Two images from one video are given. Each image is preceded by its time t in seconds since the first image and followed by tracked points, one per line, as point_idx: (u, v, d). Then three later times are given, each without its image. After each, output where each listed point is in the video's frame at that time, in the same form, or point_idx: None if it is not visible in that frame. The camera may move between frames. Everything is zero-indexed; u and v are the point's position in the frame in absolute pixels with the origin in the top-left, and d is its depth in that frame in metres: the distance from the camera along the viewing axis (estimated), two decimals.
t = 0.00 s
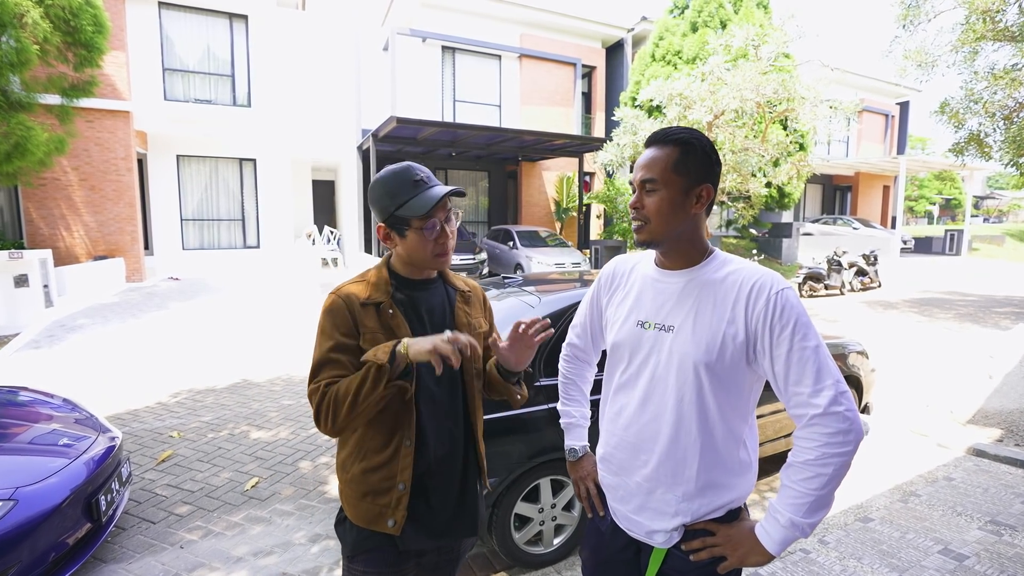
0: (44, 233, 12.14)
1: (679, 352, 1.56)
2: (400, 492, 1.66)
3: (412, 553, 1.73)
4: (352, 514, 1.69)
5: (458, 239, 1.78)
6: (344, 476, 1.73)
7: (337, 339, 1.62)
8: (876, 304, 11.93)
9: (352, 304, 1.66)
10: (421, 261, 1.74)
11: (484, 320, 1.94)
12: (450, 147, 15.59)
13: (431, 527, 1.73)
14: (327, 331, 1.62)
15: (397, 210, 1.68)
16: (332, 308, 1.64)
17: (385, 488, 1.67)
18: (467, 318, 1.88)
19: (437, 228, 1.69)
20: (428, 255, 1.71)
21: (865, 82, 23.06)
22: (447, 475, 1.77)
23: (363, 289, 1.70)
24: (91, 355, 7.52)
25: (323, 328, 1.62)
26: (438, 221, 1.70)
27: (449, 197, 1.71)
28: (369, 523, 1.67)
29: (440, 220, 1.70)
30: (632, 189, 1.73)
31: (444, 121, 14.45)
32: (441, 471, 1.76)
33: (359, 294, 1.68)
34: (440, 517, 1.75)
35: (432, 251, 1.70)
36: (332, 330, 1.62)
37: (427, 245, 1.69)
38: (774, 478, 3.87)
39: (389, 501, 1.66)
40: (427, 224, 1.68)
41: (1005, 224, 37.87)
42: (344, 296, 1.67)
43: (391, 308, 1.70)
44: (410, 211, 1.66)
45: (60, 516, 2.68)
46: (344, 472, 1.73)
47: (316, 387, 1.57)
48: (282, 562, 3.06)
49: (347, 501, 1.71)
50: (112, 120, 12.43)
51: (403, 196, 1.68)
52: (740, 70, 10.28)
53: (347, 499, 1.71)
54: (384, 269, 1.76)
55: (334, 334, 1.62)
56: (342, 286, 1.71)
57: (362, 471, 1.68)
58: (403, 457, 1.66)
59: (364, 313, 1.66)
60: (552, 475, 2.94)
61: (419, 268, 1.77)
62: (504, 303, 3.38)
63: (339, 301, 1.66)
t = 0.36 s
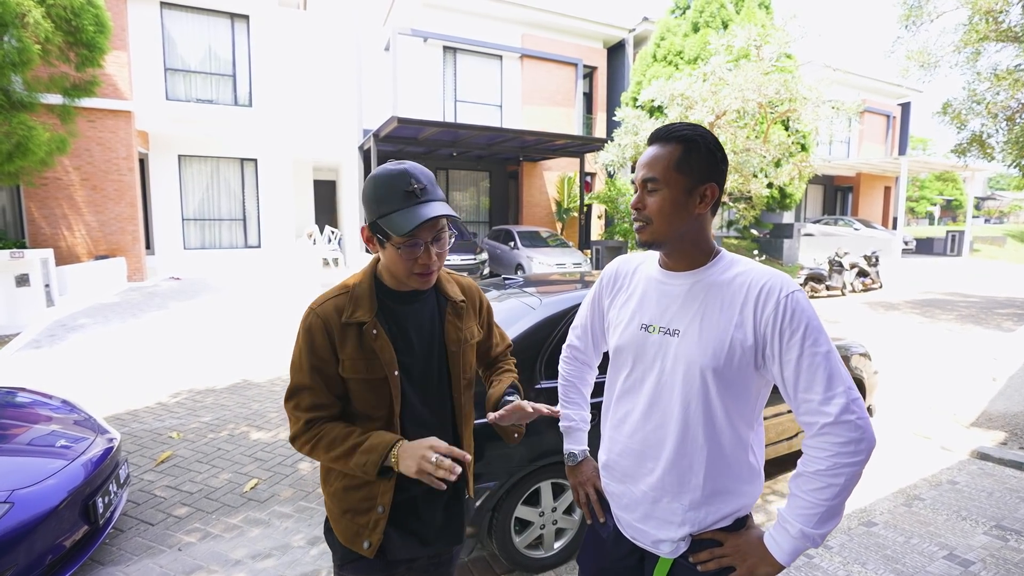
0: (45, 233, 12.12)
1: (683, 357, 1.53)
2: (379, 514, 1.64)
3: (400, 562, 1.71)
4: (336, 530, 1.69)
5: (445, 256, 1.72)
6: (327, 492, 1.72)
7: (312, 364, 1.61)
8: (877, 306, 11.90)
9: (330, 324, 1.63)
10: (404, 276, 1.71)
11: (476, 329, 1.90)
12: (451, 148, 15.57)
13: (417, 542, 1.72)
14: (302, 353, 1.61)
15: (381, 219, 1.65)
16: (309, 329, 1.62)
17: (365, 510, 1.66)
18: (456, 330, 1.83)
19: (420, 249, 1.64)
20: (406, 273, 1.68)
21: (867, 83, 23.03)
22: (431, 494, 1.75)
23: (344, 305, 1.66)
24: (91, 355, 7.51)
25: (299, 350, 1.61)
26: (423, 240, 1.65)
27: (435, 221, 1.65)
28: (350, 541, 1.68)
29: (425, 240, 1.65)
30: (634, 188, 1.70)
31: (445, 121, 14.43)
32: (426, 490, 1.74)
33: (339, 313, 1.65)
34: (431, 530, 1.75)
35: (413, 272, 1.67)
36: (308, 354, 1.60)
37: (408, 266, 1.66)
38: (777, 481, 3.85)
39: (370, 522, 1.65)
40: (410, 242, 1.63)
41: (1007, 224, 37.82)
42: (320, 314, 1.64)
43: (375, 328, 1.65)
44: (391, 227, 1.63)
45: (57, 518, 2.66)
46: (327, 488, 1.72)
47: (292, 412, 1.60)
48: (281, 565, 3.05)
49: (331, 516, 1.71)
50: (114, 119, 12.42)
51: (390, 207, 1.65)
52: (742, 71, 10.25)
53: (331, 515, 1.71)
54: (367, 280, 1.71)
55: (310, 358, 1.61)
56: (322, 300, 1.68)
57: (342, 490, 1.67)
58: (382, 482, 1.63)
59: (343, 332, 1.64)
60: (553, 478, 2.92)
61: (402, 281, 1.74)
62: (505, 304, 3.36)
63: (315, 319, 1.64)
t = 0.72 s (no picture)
0: (45, 234, 12.11)
1: (691, 365, 1.51)
2: (381, 527, 1.61)
3: (406, 570, 1.70)
4: (337, 544, 1.66)
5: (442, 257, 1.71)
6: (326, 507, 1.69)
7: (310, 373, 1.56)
8: (880, 306, 11.86)
9: (328, 332, 1.60)
10: (402, 279, 1.69)
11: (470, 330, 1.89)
12: (452, 148, 15.54)
13: (421, 548, 1.72)
14: (298, 363, 1.55)
15: (378, 219, 1.62)
16: (304, 338, 1.57)
17: (368, 523, 1.63)
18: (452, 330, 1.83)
19: (420, 249, 1.63)
20: (406, 275, 1.66)
21: (869, 82, 22.99)
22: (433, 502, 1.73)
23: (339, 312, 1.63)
24: (91, 356, 7.49)
25: (294, 361, 1.56)
26: (423, 240, 1.63)
27: (436, 219, 1.63)
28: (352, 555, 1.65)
29: (425, 241, 1.63)
30: (638, 193, 1.67)
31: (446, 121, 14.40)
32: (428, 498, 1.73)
33: (335, 321, 1.61)
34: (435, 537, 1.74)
35: (412, 273, 1.66)
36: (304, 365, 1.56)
37: (407, 266, 1.64)
38: (780, 483, 3.82)
39: (372, 535, 1.62)
40: (410, 242, 1.61)
41: (1010, 224, 37.73)
42: (316, 322, 1.60)
43: (374, 335, 1.65)
44: (391, 228, 1.60)
45: (54, 522, 2.63)
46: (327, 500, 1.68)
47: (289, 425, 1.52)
48: (280, 569, 3.02)
49: (331, 531, 1.68)
50: (114, 120, 12.41)
51: (390, 207, 1.62)
52: (743, 71, 10.22)
53: (331, 530, 1.67)
54: (359, 284, 1.68)
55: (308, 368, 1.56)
56: (316, 307, 1.63)
57: (344, 504, 1.64)
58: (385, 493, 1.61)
59: (341, 341, 1.61)
60: (554, 482, 2.90)
61: (397, 285, 1.72)
62: (506, 306, 3.34)
63: (311, 327, 1.59)
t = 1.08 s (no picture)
0: (45, 234, 12.10)
1: (687, 369, 1.50)
2: (421, 513, 1.66)
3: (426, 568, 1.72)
4: (365, 551, 1.62)
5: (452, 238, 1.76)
6: (347, 517, 1.63)
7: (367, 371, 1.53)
8: (879, 306, 11.86)
9: (371, 327, 1.56)
10: (416, 264, 1.69)
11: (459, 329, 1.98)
12: (451, 148, 15.53)
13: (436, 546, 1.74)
14: (352, 361, 1.50)
15: (395, 204, 1.64)
16: (354, 333, 1.52)
17: (404, 520, 1.64)
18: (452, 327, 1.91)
19: (435, 225, 1.67)
20: (426, 256, 1.67)
21: (869, 83, 23.00)
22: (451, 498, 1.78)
23: (375, 309, 1.60)
24: (91, 357, 7.49)
25: (345, 360, 1.50)
26: (438, 217, 1.68)
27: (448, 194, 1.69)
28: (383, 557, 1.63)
29: (439, 218, 1.68)
30: (631, 196, 1.67)
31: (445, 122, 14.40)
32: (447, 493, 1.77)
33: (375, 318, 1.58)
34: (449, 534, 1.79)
35: (431, 250, 1.68)
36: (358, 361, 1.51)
37: (427, 244, 1.67)
38: (780, 485, 3.81)
39: (410, 529, 1.64)
40: (427, 219, 1.65)
41: (1010, 224, 37.75)
42: (360, 319, 1.55)
43: (405, 330, 1.66)
44: (411, 204, 1.63)
45: (52, 524, 2.63)
46: (350, 510, 1.63)
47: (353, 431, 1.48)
48: (278, 572, 3.02)
49: (354, 540, 1.63)
50: (113, 120, 12.41)
51: (403, 189, 1.65)
52: (743, 72, 10.22)
53: (356, 538, 1.62)
54: (381, 278, 1.67)
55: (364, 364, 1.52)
56: (352, 303, 1.58)
57: (378, 505, 1.62)
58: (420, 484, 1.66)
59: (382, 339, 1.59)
60: (553, 484, 2.89)
61: (411, 272, 1.72)
62: (506, 307, 3.33)
63: (356, 324, 1.53)
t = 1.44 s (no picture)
0: (45, 234, 12.09)
1: (685, 372, 1.50)
2: (422, 519, 1.64)
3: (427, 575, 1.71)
4: (365, 551, 1.61)
5: (455, 258, 1.72)
6: (349, 513, 1.63)
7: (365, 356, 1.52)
8: (880, 307, 11.86)
9: (373, 319, 1.57)
10: (414, 276, 1.70)
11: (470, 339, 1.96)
12: (452, 149, 15.52)
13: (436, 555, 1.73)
14: (351, 347, 1.50)
15: (392, 218, 1.67)
16: (355, 324, 1.53)
17: (405, 521, 1.63)
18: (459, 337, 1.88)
19: (429, 247, 1.65)
20: (417, 272, 1.68)
21: (870, 83, 22.98)
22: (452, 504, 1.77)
23: (379, 304, 1.61)
24: (91, 357, 7.48)
25: (347, 346, 1.50)
26: (433, 238, 1.66)
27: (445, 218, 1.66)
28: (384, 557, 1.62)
29: (435, 237, 1.66)
30: (629, 199, 1.66)
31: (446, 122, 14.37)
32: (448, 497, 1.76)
33: (377, 311, 1.59)
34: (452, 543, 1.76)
35: (423, 270, 1.68)
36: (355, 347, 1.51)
37: (418, 264, 1.67)
38: (781, 487, 3.80)
39: (411, 533, 1.63)
40: (420, 238, 1.65)
41: (1011, 224, 37.71)
42: (360, 309, 1.55)
43: (408, 325, 1.65)
44: (402, 224, 1.64)
45: (52, 527, 2.62)
46: (350, 506, 1.63)
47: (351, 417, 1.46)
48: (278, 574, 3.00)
49: (354, 539, 1.62)
50: (114, 120, 12.41)
51: (400, 206, 1.66)
52: (744, 72, 10.21)
53: (356, 536, 1.62)
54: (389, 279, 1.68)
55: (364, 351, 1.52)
56: (355, 296, 1.59)
57: (380, 502, 1.61)
58: (423, 484, 1.65)
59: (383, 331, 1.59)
60: (554, 486, 2.89)
61: (411, 284, 1.73)
62: (506, 309, 3.32)
63: (356, 313, 1.54)
